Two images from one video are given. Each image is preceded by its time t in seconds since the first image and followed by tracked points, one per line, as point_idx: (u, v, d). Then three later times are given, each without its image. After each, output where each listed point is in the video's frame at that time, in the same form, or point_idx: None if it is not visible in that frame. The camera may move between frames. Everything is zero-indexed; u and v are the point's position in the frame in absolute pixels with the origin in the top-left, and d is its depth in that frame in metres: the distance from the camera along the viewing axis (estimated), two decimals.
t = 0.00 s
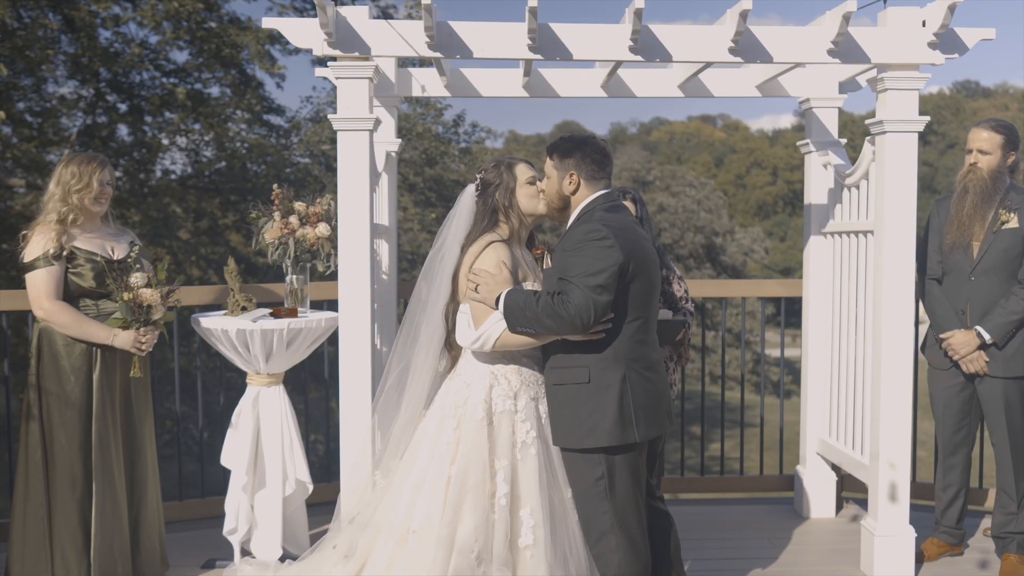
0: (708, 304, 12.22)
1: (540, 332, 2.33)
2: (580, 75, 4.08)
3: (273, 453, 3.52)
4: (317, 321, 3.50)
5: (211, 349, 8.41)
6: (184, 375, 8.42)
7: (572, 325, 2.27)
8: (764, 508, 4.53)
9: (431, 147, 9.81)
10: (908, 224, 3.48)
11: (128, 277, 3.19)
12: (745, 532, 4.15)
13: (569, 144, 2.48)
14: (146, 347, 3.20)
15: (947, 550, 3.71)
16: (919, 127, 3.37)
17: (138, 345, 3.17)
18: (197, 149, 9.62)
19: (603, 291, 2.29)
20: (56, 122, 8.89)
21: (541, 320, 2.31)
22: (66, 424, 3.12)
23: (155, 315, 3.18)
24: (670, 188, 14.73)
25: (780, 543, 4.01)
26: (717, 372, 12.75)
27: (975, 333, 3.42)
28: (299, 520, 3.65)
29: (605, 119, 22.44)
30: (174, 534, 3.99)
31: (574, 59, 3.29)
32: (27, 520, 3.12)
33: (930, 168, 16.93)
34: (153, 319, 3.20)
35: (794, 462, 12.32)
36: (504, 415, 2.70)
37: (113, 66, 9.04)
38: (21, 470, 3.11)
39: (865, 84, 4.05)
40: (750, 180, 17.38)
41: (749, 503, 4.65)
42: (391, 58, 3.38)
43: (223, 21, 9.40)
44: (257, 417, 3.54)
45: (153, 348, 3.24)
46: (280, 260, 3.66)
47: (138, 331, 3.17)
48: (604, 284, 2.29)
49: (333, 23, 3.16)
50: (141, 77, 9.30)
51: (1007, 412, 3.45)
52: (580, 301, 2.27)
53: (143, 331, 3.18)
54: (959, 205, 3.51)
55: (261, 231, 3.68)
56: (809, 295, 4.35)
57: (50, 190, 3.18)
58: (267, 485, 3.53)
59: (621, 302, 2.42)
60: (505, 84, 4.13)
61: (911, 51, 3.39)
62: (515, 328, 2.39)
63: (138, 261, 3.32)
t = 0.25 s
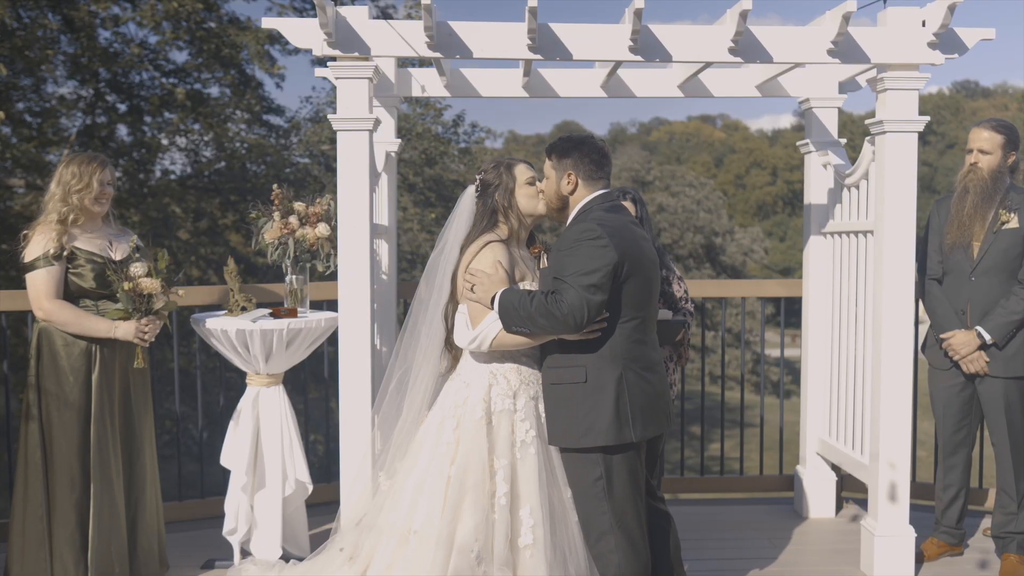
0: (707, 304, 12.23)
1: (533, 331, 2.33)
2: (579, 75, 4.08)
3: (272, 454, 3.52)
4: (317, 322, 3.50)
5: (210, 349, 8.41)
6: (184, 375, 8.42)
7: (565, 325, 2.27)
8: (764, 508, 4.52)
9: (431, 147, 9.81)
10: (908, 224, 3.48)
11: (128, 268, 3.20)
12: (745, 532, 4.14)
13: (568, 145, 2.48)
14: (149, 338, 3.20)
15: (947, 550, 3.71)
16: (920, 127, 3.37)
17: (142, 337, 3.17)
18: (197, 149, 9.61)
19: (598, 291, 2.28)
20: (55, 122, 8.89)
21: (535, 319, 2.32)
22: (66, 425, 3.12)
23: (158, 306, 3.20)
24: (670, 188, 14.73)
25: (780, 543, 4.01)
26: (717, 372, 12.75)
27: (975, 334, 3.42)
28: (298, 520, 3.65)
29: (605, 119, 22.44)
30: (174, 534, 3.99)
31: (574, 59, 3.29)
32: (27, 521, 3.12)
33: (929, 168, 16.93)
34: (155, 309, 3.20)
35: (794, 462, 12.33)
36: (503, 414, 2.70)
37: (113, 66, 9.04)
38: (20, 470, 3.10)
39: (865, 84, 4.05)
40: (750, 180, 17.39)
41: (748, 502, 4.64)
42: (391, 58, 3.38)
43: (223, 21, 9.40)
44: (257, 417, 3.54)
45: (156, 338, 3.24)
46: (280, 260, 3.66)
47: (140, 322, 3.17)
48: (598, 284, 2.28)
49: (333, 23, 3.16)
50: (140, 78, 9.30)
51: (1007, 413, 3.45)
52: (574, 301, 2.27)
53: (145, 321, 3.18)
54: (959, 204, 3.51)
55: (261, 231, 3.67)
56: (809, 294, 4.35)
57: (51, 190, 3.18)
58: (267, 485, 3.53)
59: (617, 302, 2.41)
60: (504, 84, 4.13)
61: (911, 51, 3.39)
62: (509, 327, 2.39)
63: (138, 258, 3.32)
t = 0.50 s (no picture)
0: (707, 304, 12.23)
1: (528, 331, 2.33)
2: (578, 75, 4.08)
3: (271, 454, 3.52)
4: (315, 322, 3.49)
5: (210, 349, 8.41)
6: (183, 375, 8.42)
7: (559, 325, 2.27)
8: (763, 508, 4.52)
9: (430, 147, 9.80)
10: (907, 223, 3.47)
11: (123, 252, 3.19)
12: (744, 532, 4.14)
13: (564, 145, 2.48)
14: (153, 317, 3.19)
15: (947, 550, 3.71)
16: (919, 127, 3.37)
17: (144, 316, 3.15)
18: (196, 149, 9.60)
19: (592, 291, 2.28)
20: (54, 122, 8.89)
21: (529, 319, 2.32)
22: (63, 427, 3.11)
23: (153, 284, 3.17)
24: (669, 188, 14.74)
25: (779, 543, 4.00)
26: (716, 372, 12.74)
27: (976, 335, 3.42)
28: (298, 520, 3.64)
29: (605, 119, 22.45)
30: (173, 535, 3.98)
31: (573, 59, 3.29)
32: (24, 522, 3.11)
33: (929, 168, 16.92)
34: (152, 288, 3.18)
35: (793, 463, 12.34)
36: (503, 414, 2.69)
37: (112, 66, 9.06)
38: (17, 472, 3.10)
39: (865, 84, 4.04)
40: (750, 180, 17.38)
41: (747, 502, 4.64)
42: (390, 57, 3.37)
43: (222, 21, 9.41)
44: (256, 417, 3.53)
45: (157, 319, 3.22)
46: (279, 260, 3.66)
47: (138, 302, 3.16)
48: (592, 284, 2.28)
49: (332, 23, 3.16)
50: (140, 78, 9.29)
51: (1006, 413, 3.45)
52: (567, 301, 2.27)
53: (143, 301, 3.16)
54: (959, 205, 3.51)
55: (260, 231, 3.67)
56: (809, 295, 4.35)
57: (49, 190, 3.18)
58: (266, 485, 3.53)
59: (614, 302, 2.40)
60: (504, 84, 4.13)
61: (910, 50, 3.38)
62: (505, 326, 2.40)
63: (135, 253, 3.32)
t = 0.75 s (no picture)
0: (706, 304, 12.24)
1: (524, 330, 2.34)
2: (577, 74, 4.08)
3: (270, 454, 3.52)
4: (314, 322, 3.49)
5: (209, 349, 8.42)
6: (183, 375, 8.43)
7: (555, 324, 2.27)
8: (761, 507, 4.53)
9: (429, 147, 9.81)
10: (906, 223, 3.48)
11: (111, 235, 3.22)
12: (743, 531, 4.15)
13: (563, 145, 2.48)
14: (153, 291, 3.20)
15: (945, 550, 3.72)
16: (917, 127, 3.37)
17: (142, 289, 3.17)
18: (196, 149, 9.60)
19: (588, 291, 2.29)
20: (54, 122, 8.90)
21: (526, 319, 2.32)
22: (64, 426, 3.12)
23: (142, 255, 3.20)
24: (669, 189, 14.75)
25: (777, 543, 4.01)
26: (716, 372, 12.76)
27: (982, 339, 3.40)
28: (296, 520, 3.64)
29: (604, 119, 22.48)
30: (171, 535, 3.99)
31: (571, 59, 3.29)
32: (24, 522, 3.12)
33: (928, 168, 16.92)
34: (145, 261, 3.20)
35: (792, 463, 12.35)
36: (501, 413, 2.69)
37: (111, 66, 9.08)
38: (18, 471, 3.11)
39: (863, 85, 4.05)
40: (749, 180, 17.39)
41: (745, 502, 4.65)
42: (389, 58, 3.38)
43: (221, 21, 9.42)
44: (255, 417, 3.54)
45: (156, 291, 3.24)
46: (278, 260, 3.66)
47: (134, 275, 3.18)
48: (588, 284, 2.29)
49: (331, 23, 3.16)
50: (139, 78, 9.31)
51: (1004, 413, 3.46)
52: (564, 301, 2.27)
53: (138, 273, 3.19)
54: (957, 205, 3.52)
55: (259, 232, 3.67)
56: (808, 295, 4.35)
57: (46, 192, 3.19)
58: (265, 485, 3.53)
59: (611, 302, 2.40)
60: (502, 84, 4.13)
61: (908, 51, 3.39)
62: (502, 326, 2.40)
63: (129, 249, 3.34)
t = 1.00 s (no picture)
0: (706, 304, 12.25)
1: (520, 330, 2.34)
2: (576, 75, 4.08)
3: (269, 454, 3.52)
4: (313, 322, 3.50)
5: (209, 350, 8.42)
6: (182, 375, 8.43)
7: (550, 324, 2.28)
8: (760, 508, 4.53)
9: (429, 147, 9.82)
10: (904, 224, 3.48)
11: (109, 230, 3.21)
12: (741, 532, 4.15)
13: (561, 145, 2.48)
14: (151, 278, 3.19)
15: (943, 550, 3.72)
16: (915, 128, 3.38)
17: (139, 276, 3.16)
18: (195, 149, 9.60)
19: (584, 291, 2.29)
20: (53, 122, 8.90)
21: (521, 319, 2.33)
22: (65, 425, 3.12)
23: (138, 247, 3.17)
24: (668, 189, 14.77)
25: (775, 543, 4.01)
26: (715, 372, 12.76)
27: (973, 333, 3.42)
28: (295, 519, 3.64)
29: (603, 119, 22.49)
30: (169, 535, 3.99)
31: (570, 60, 3.30)
32: (26, 521, 3.12)
33: (928, 168, 16.93)
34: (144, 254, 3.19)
35: (792, 463, 12.36)
36: (499, 413, 2.69)
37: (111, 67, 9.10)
38: (19, 470, 3.11)
39: (862, 85, 4.05)
40: (749, 180, 17.40)
41: (744, 502, 4.65)
42: (387, 58, 3.38)
43: (221, 22, 9.44)
44: (254, 417, 3.54)
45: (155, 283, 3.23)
46: (276, 260, 3.66)
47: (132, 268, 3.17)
48: (584, 283, 2.29)
49: (329, 23, 3.16)
50: (139, 78, 9.32)
51: (1002, 414, 3.47)
52: (559, 301, 2.28)
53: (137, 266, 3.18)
54: (953, 206, 3.53)
55: (257, 232, 3.67)
56: (806, 295, 4.35)
57: (42, 192, 3.19)
58: (263, 485, 3.53)
59: (607, 302, 2.41)
60: (501, 84, 4.14)
61: (906, 51, 3.39)
62: (498, 325, 2.41)
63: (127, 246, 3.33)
